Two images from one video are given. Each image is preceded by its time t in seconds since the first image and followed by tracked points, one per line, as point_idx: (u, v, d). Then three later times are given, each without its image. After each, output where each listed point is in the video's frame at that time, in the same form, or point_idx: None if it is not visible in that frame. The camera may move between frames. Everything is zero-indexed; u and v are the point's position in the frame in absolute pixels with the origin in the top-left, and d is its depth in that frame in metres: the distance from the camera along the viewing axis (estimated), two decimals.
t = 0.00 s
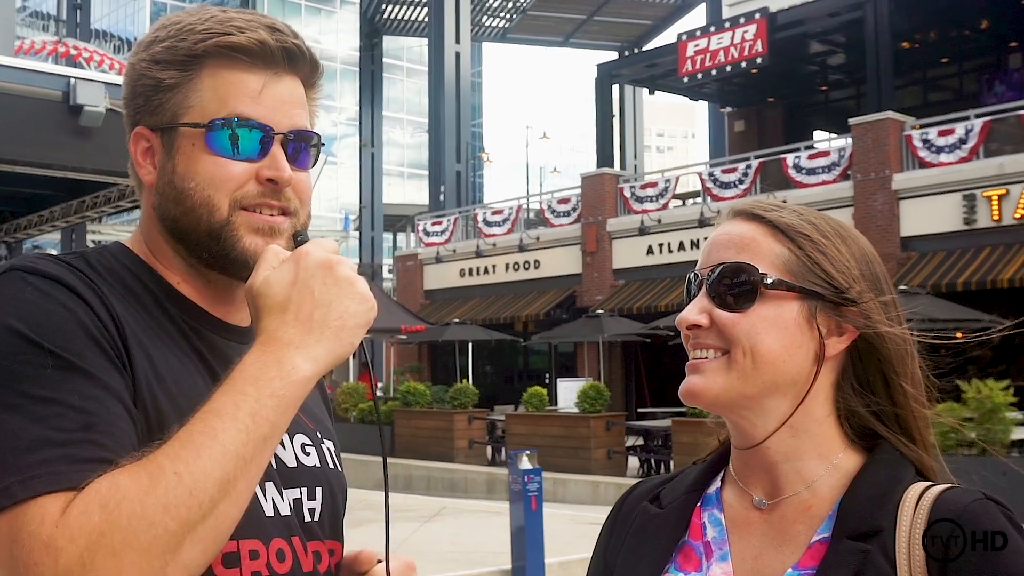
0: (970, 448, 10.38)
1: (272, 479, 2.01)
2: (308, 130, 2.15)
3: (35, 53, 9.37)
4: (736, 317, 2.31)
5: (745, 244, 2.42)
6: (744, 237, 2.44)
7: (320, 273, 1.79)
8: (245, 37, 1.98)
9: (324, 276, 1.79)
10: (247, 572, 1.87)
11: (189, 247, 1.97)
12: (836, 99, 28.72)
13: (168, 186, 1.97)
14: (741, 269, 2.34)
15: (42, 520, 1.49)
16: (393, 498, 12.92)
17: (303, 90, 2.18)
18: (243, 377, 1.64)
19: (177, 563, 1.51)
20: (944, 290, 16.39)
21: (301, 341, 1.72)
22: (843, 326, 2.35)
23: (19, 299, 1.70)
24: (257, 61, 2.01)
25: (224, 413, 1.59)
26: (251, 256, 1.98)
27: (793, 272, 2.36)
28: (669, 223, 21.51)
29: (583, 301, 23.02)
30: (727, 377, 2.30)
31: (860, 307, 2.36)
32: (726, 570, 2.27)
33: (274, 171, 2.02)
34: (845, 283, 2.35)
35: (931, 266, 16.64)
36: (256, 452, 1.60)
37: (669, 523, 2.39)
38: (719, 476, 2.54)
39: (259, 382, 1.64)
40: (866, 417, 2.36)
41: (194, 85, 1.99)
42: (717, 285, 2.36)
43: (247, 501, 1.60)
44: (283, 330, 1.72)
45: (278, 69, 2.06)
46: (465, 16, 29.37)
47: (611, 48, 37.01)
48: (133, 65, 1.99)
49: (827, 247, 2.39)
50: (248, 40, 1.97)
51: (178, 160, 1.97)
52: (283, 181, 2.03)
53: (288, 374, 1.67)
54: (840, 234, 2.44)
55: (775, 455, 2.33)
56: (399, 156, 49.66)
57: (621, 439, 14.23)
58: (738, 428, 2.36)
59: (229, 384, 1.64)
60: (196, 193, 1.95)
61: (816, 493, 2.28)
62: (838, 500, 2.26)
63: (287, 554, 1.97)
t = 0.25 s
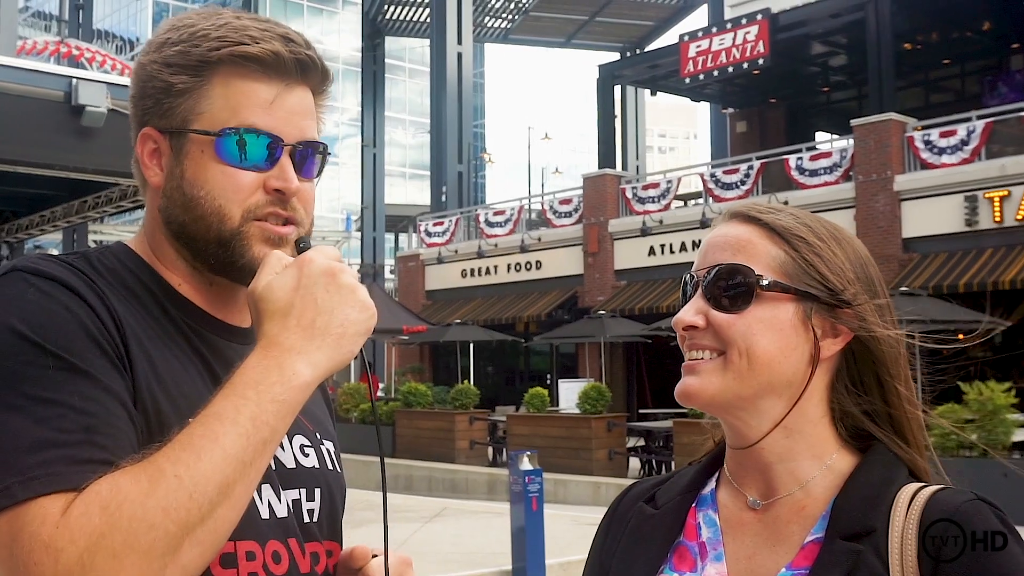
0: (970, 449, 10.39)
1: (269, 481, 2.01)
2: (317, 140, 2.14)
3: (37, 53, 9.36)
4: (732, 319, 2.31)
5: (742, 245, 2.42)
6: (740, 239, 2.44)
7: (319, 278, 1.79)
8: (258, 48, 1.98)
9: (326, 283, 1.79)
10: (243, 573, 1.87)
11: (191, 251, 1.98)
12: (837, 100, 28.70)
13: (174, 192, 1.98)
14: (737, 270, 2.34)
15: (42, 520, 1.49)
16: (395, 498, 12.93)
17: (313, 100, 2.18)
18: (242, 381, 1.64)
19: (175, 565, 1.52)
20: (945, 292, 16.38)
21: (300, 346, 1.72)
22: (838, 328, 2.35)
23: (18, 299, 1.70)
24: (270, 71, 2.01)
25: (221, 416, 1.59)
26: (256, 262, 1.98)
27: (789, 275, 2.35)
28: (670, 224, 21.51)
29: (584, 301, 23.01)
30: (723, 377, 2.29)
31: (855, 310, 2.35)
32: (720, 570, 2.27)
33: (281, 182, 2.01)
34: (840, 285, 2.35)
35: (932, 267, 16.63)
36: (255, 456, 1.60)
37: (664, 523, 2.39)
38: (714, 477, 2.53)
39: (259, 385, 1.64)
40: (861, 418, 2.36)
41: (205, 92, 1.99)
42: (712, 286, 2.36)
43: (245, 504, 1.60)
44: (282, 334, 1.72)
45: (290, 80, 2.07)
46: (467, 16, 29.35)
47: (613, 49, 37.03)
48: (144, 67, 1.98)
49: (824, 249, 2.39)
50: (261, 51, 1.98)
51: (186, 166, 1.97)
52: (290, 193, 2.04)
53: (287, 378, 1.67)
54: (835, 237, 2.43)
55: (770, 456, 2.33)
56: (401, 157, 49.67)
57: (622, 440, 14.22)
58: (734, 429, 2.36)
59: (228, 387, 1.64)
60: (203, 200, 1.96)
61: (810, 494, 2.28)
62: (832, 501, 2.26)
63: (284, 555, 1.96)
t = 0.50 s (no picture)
0: (971, 449, 10.38)
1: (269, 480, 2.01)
2: (331, 156, 2.16)
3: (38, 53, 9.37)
4: (729, 320, 2.31)
5: (738, 247, 2.42)
6: (736, 241, 2.44)
7: (333, 290, 1.79)
8: (284, 60, 1.98)
9: (339, 294, 1.80)
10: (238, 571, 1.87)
11: (202, 255, 1.98)
12: (839, 101, 28.70)
13: (189, 193, 1.97)
14: (733, 272, 2.34)
15: (50, 514, 1.49)
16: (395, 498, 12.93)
17: (328, 112, 2.18)
18: (250, 383, 1.64)
19: (181, 561, 1.53)
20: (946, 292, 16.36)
21: (307, 352, 1.72)
22: (834, 328, 2.35)
23: (19, 295, 1.70)
24: (292, 82, 2.02)
25: (230, 415, 1.60)
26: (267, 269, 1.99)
27: (785, 275, 2.35)
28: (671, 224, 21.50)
29: (585, 301, 23.02)
30: (721, 379, 2.30)
31: (851, 309, 2.35)
32: (716, 569, 2.27)
33: (297, 195, 2.03)
34: (836, 286, 2.36)
35: (932, 268, 16.63)
36: (260, 458, 1.61)
37: (661, 523, 2.38)
38: (710, 477, 2.53)
39: (268, 391, 1.65)
40: (855, 418, 2.36)
41: (225, 97, 1.98)
42: (709, 288, 2.35)
43: (248, 503, 1.61)
44: (291, 339, 1.72)
45: (310, 92, 2.08)
46: (469, 17, 29.29)
47: (614, 50, 37.05)
48: (166, 64, 1.96)
49: (822, 252, 2.39)
50: (288, 63, 1.98)
51: (202, 170, 1.96)
52: (303, 205, 2.05)
53: (296, 386, 1.67)
54: (831, 239, 2.44)
55: (766, 456, 2.34)
56: (402, 156, 49.65)
57: (623, 440, 14.22)
58: (730, 430, 2.36)
59: (236, 389, 1.65)
60: (219, 208, 1.96)
61: (805, 494, 2.29)
62: (827, 500, 2.26)
63: (282, 553, 1.96)
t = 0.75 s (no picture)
0: (971, 450, 10.37)
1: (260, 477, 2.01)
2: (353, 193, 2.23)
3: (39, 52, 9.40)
4: (726, 320, 2.31)
5: (736, 247, 2.42)
6: (734, 241, 2.44)
7: (371, 326, 1.83)
8: (348, 99, 2.03)
9: (384, 337, 1.84)
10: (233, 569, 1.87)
11: (230, 269, 2.00)
12: (840, 101, 28.67)
13: (228, 206, 1.97)
14: (730, 272, 2.34)
15: (68, 515, 1.49)
16: (395, 497, 12.93)
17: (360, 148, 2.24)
18: (283, 406, 1.67)
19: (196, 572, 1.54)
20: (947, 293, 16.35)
21: (342, 383, 1.74)
22: (832, 328, 2.35)
23: (18, 293, 1.70)
24: (343, 117, 2.07)
25: (264, 436, 1.62)
26: (292, 292, 2.03)
27: (782, 275, 2.36)
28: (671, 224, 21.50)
29: (586, 301, 23.02)
30: (718, 379, 2.30)
31: (848, 309, 2.35)
32: (712, 567, 2.27)
33: (329, 225, 2.05)
34: (833, 286, 2.35)
35: (934, 269, 16.62)
36: (282, 479, 1.62)
37: (657, 521, 2.38)
38: (707, 476, 2.54)
39: (300, 416, 1.67)
40: (852, 417, 2.37)
41: (281, 118, 2.00)
42: (706, 289, 2.36)
43: (265, 520, 1.63)
44: (323, 365, 1.74)
45: (353, 128, 2.13)
46: (470, 16, 29.28)
47: (615, 49, 37.07)
48: (226, 69, 1.94)
49: (820, 253, 2.39)
50: (351, 101, 2.04)
51: (246, 186, 1.97)
52: (332, 235, 2.07)
53: (328, 416, 1.71)
54: (827, 239, 2.44)
55: (762, 455, 2.34)
56: (403, 156, 49.66)
57: (623, 440, 14.22)
58: (728, 430, 2.36)
59: (267, 409, 1.67)
60: (260, 227, 1.97)
61: (803, 493, 2.29)
62: (823, 499, 2.26)
63: (273, 552, 1.97)
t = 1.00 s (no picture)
0: (971, 451, 10.36)
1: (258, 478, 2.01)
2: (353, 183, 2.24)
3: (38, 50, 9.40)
4: (725, 318, 2.31)
5: (734, 246, 2.42)
6: (733, 239, 2.44)
7: (380, 335, 1.85)
8: (355, 86, 2.06)
9: (381, 337, 1.85)
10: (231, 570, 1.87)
11: (235, 261, 2.01)
12: (840, 101, 28.66)
13: (237, 197, 1.98)
14: (729, 270, 2.34)
15: (60, 516, 1.50)
16: (395, 496, 12.93)
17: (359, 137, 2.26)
18: (279, 408, 1.67)
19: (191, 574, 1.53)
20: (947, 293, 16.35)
21: (338, 384, 1.75)
22: (831, 326, 2.35)
23: (16, 292, 1.70)
24: (347, 106, 2.10)
25: (257, 437, 1.62)
26: (297, 282, 2.05)
27: (781, 274, 2.35)
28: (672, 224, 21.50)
29: (586, 301, 23.02)
30: (716, 377, 2.30)
31: (847, 309, 2.35)
32: (709, 567, 2.27)
33: (334, 214, 2.06)
34: (832, 285, 2.36)
35: (934, 269, 16.61)
36: (277, 481, 1.62)
37: (655, 519, 2.38)
38: (705, 474, 2.55)
39: (297, 418, 1.67)
40: (850, 415, 2.37)
41: (288, 107, 2.01)
42: (705, 287, 2.36)
43: (260, 521, 1.63)
44: (321, 366, 1.75)
45: (356, 115, 2.15)
46: (471, 16, 29.27)
47: (616, 48, 37.10)
48: (236, 59, 1.95)
49: (818, 250, 2.39)
50: (357, 89, 2.06)
51: (258, 177, 1.98)
52: (337, 224, 2.08)
53: (324, 418, 1.70)
54: (825, 237, 2.44)
55: (761, 454, 2.34)
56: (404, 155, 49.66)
57: (623, 440, 14.22)
58: (725, 427, 2.36)
59: (264, 412, 1.67)
60: (272, 217, 1.98)
61: (800, 492, 2.29)
62: (822, 498, 2.26)
63: (268, 555, 1.97)
